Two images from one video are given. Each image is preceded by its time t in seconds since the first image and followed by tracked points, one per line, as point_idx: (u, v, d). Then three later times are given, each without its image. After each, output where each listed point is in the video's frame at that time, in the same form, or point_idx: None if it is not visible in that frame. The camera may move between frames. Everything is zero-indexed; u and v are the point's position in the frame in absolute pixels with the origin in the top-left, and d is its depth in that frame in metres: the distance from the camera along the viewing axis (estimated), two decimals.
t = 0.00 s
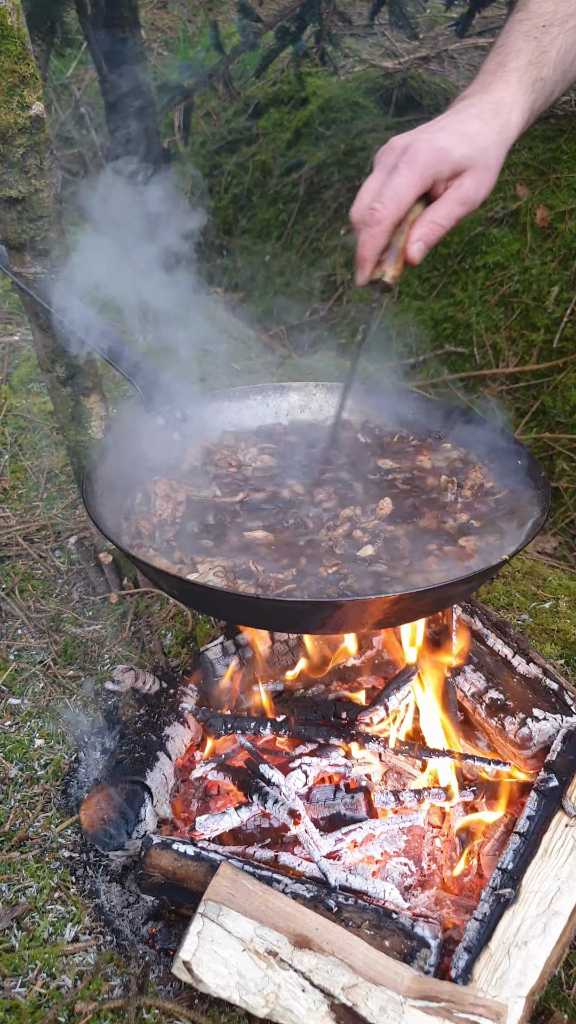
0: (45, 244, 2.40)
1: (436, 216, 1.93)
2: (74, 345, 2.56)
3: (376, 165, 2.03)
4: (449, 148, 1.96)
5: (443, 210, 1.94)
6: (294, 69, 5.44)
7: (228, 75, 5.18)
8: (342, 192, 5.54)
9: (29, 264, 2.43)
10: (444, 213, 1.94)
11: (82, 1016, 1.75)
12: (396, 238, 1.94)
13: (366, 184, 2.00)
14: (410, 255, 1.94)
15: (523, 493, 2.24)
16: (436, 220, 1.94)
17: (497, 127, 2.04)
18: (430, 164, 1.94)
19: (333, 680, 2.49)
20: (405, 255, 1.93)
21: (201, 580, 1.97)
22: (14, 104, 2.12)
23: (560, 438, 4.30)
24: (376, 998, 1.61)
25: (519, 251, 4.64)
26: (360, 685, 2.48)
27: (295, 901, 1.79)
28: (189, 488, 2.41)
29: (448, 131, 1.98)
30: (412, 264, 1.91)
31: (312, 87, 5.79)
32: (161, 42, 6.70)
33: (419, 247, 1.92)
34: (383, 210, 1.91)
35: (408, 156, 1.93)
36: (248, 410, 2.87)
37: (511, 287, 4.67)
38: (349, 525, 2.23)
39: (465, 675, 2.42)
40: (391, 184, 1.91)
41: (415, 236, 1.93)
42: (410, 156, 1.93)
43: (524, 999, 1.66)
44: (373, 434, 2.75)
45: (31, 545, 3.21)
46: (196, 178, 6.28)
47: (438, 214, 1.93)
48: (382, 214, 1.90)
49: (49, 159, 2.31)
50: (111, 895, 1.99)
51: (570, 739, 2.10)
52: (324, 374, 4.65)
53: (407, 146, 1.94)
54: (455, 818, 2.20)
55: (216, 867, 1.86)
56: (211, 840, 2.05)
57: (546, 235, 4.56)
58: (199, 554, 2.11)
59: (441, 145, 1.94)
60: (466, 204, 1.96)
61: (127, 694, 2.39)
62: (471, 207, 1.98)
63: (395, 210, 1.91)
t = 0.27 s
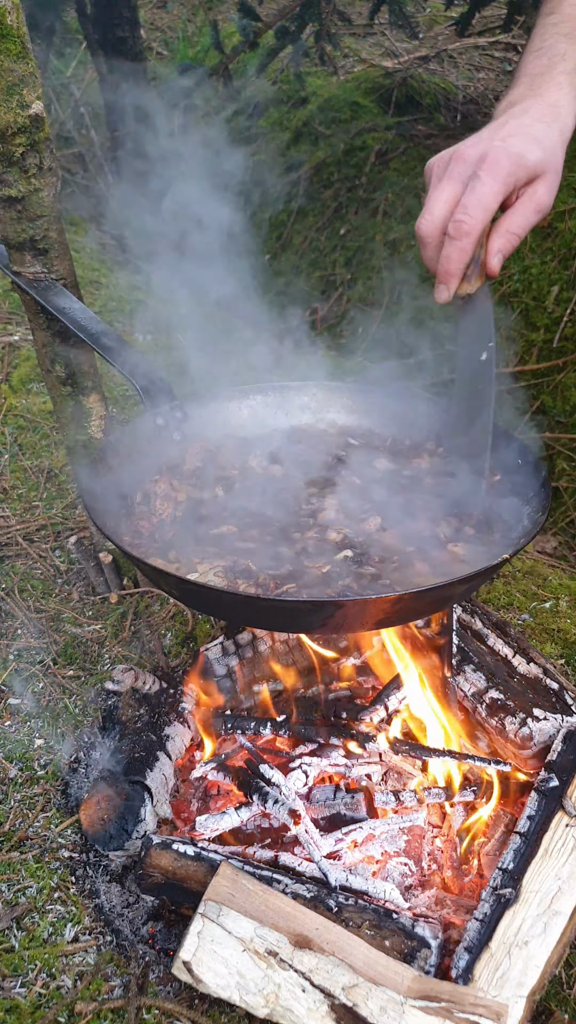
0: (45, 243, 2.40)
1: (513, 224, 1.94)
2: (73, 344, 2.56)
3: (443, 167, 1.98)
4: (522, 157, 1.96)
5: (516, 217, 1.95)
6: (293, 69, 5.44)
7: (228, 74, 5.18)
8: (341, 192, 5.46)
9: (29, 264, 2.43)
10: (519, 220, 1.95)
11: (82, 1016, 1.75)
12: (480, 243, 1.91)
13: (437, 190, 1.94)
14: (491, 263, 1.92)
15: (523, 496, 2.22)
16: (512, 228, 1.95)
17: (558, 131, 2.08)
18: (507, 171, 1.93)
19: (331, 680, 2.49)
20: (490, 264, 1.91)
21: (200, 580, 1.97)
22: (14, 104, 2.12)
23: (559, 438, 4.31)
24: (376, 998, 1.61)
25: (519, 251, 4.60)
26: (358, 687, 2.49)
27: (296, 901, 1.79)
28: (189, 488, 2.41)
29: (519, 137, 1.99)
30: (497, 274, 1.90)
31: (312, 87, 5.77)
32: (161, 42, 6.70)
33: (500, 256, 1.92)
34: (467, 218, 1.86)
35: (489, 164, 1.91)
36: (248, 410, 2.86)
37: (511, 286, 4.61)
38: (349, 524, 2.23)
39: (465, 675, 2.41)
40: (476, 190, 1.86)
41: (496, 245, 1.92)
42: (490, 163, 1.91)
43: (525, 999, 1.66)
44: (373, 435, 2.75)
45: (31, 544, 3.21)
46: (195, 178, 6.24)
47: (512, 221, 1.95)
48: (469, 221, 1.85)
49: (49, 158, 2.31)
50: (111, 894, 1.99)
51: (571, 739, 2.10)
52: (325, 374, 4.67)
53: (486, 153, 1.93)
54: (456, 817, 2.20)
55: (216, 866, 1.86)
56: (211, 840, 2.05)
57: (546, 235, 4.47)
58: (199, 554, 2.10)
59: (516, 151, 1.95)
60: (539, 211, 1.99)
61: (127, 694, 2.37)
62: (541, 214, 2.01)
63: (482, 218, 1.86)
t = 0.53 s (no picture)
0: (43, 243, 2.39)
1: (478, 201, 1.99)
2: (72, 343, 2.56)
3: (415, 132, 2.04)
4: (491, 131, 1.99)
5: (482, 195, 2.00)
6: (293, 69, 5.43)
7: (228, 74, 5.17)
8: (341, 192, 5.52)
9: (28, 263, 2.42)
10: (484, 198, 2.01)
11: (81, 1016, 1.74)
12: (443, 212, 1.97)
13: (405, 158, 2.02)
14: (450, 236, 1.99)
15: (522, 494, 2.21)
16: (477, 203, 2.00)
17: (542, 106, 2.10)
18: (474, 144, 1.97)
19: (330, 681, 2.47)
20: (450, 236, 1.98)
21: (199, 580, 1.96)
22: (12, 103, 2.12)
23: (559, 438, 4.31)
24: (375, 999, 1.60)
25: (519, 250, 4.63)
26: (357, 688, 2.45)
27: (295, 901, 1.79)
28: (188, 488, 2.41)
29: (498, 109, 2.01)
30: (453, 249, 1.96)
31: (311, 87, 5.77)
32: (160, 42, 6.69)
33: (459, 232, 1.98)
34: (428, 189, 1.93)
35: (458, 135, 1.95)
36: (247, 409, 2.86)
37: (510, 284, 4.66)
38: (348, 524, 2.23)
39: (465, 675, 2.40)
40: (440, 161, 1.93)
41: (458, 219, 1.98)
42: (458, 133, 1.95)
43: (524, 999, 1.65)
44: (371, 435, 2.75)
45: (29, 544, 3.21)
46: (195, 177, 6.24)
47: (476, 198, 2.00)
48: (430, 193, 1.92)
49: (47, 158, 2.31)
50: (110, 895, 1.99)
51: (570, 739, 2.11)
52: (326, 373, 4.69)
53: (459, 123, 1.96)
54: (455, 817, 2.20)
55: (215, 867, 1.85)
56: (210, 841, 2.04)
57: (545, 234, 4.53)
58: (197, 554, 2.10)
59: (489, 123, 1.98)
60: (510, 187, 2.03)
61: (126, 695, 2.38)
62: (513, 189, 2.05)
63: (442, 192, 1.93)
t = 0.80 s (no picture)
0: (44, 242, 2.39)
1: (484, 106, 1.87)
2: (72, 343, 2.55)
3: (424, 52, 2.05)
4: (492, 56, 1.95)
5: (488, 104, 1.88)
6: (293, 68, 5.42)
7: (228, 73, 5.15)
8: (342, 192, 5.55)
9: (28, 263, 2.43)
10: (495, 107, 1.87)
11: (82, 1016, 1.74)
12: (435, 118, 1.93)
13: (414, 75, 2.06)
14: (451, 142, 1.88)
15: (522, 494, 2.21)
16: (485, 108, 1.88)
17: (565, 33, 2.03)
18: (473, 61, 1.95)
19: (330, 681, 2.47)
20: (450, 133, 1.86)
21: (200, 580, 1.96)
22: (12, 102, 2.12)
23: (559, 438, 4.31)
24: (376, 998, 1.60)
25: (519, 250, 4.65)
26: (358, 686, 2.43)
27: (295, 901, 1.79)
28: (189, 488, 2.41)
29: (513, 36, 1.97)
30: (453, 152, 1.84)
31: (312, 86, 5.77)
32: (160, 42, 6.69)
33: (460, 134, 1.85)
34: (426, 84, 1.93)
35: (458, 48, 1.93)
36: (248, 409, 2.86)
37: (511, 284, 4.67)
38: (349, 524, 2.23)
39: (465, 674, 2.41)
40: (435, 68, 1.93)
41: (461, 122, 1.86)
42: (465, 41, 1.94)
43: (525, 999, 1.66)
44: (372, 434, 2.75)
45: (30, 543, 3.21)
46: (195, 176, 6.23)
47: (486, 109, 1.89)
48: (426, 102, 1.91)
49: (48, 157, 2.31)
50: (110, 894, 1.99)
51: (570, 739, 2.11)
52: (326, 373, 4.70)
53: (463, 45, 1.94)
54: (455, 816, 2.20)
55: (215, 867, 1.85)
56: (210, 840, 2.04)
57: (546, 234, 4.55)
58: (198, 553, 2.09)
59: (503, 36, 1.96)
60: (518, 99, 1.93)
61: (126, 694, 2.40)
62: (522, 104, 1.94)
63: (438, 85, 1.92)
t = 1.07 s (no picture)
0: (43, 242, 2.39)
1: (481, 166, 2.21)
2: (72, 343, 2.56)
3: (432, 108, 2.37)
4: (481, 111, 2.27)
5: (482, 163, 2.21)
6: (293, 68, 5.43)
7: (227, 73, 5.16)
8: (342, 192, 5.58)
9: (28, 264, 2.43)
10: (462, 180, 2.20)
11: (81, 1016, 1.74)
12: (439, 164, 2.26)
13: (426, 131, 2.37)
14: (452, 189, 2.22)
15: (522, 495, 2.21)
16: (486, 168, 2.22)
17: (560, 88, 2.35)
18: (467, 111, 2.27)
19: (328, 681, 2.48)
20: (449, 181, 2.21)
21: (200, 580, 1.96)
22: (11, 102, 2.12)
23: (559, 438, 4.32)
24: (375, 998, 1.61)
25: (518, 250, 4.65)
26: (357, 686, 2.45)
27: (294, 900, 1.79)
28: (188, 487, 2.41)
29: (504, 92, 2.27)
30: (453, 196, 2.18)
31: (311, 86, 5.78)
32: (159, 42, 6.69)
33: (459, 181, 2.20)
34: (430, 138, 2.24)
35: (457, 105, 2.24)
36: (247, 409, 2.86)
37: (511, 284, 4.68)
38: (348, 523, 2.23)
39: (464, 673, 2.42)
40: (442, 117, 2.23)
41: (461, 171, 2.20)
42: (468, 90, 2.26)
43: (524, 998, 1.66)
44: (371, 434, 2.76)
45: (29, 543, 3.21)
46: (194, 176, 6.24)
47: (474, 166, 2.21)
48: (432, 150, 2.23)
49: (47, 158, 2.31)
50: (110, 894, 1.99)
51: (569, 738, 2.11)
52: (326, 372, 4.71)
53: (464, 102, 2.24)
54: (454, 816, 2.20)
55: (214, 866, 1.86)
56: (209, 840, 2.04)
57: (545, 233, 4.56)
58: (197, 553, 2.09)
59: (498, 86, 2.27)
60: (518, 150, 2.27)
61: (125, 694, 2.42)
62: (522, 152, 2.28)
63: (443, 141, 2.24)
